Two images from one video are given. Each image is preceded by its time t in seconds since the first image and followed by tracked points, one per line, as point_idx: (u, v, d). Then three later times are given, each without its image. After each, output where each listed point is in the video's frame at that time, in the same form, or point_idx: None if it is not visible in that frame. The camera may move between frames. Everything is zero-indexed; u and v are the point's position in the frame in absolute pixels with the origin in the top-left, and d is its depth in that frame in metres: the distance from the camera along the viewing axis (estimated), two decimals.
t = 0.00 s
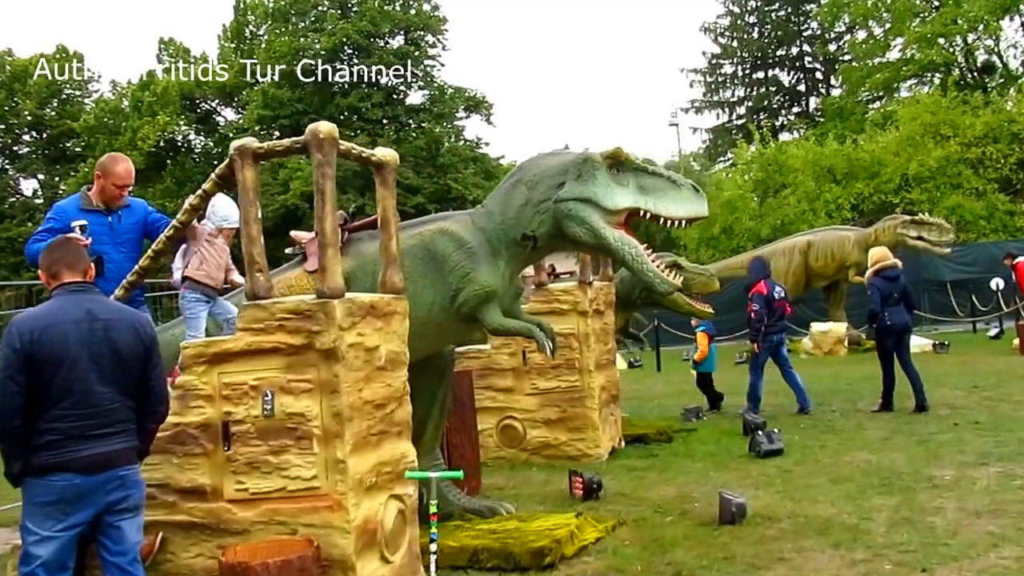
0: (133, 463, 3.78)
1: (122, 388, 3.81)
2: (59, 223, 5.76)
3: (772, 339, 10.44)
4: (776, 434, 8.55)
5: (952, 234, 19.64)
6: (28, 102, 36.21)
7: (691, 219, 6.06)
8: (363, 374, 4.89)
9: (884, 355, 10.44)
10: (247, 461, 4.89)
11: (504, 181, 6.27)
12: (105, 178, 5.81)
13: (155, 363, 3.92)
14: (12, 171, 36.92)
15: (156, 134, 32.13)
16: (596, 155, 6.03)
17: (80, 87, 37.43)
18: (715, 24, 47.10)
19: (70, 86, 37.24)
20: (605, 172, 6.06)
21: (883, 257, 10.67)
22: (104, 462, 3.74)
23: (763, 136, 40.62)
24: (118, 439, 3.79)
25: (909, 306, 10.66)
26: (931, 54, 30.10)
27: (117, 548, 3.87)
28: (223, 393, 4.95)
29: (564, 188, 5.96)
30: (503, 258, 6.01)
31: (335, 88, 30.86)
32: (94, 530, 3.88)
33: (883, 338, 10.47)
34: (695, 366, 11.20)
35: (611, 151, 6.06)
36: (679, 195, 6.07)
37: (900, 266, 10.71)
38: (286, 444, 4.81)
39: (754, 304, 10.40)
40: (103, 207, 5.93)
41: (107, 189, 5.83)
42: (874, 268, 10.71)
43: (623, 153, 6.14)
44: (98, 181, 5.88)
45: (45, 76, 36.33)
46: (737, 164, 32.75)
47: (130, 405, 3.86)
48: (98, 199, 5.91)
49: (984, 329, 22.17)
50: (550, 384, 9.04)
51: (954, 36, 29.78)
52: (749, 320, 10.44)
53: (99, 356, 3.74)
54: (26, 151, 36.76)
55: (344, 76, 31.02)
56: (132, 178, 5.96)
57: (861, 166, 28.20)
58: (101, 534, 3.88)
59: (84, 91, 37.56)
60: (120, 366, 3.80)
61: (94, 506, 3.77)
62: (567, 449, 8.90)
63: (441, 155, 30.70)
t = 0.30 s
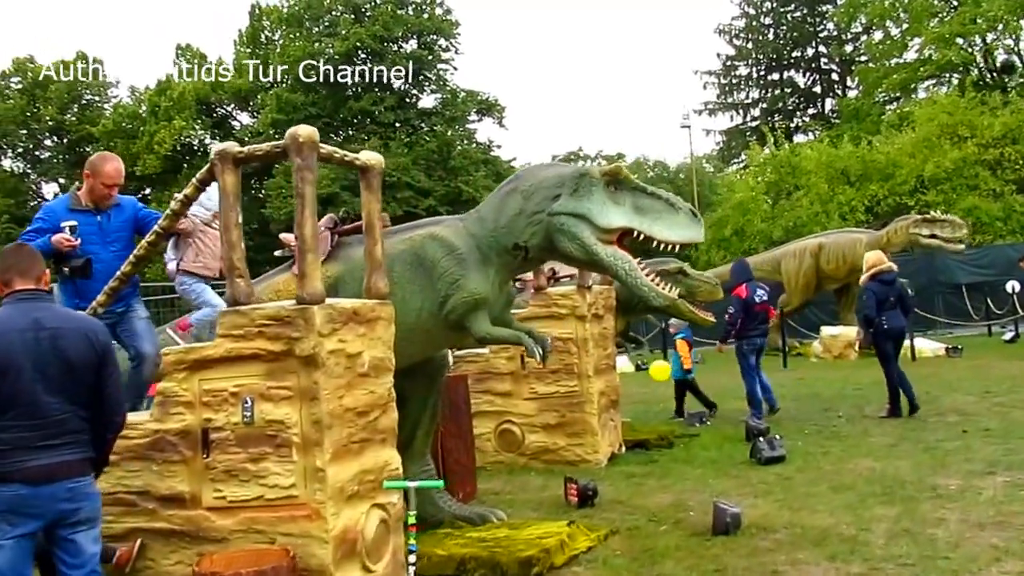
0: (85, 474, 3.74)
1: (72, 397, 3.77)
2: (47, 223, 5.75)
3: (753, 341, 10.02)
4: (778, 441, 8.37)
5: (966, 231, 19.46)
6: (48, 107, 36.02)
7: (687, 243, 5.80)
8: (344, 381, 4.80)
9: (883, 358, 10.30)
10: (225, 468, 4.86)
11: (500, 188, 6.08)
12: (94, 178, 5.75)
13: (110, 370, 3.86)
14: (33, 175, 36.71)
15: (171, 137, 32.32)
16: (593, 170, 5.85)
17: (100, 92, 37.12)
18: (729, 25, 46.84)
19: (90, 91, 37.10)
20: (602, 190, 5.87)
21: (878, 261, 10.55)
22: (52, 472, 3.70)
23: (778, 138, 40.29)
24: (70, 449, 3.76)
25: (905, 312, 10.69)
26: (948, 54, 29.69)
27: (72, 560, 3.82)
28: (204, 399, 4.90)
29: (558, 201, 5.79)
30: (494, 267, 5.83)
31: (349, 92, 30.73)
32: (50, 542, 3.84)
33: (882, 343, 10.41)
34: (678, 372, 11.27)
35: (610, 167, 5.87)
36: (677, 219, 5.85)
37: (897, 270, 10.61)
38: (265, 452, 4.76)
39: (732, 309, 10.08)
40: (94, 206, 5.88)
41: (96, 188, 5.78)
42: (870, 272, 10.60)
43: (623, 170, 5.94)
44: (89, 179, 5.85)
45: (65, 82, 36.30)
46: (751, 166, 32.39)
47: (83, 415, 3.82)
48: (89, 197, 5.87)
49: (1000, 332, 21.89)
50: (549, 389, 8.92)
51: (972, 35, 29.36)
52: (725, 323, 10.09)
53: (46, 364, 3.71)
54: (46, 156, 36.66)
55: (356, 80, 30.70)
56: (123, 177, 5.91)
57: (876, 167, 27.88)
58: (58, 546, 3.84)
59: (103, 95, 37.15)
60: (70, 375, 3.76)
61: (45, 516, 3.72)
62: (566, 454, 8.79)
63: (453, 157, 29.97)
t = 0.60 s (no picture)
0: (46, 485, 3.82)
1: (28, 409, 3.85)
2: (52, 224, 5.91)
3: (747, 351, 9.74)
4: (785, 450, 8.20)
5: (985, 229, 19.21)
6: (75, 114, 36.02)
7: (679, 270, 5.69)
8: (327, 389, 4.72)
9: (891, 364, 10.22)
10: (207, 476, 4.82)
11: (494, 196, 5.97)
12: (97, 178, 5.92)
13: (68, 382, 3.94)
14: (60, 181, 36.78)
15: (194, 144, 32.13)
16: (588, 187, 5.75)
17: (125, 98, 37.02)
18: (749, 29, 46.53)
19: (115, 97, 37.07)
20: (595, 208, 5.77)
21: (883, 267, 10.63)
22: (7, 485, 3.77)
23: (798, 143, 39.88)
24: (27, 461, 3.84)
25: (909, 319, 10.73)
26: (969, 56, 29.16)
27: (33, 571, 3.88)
28: (187, 406, 4.85)
29: (551, 216, 5.68)
30: (484, 277, 5.73)
31: (368, 97, 30.68)
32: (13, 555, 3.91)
33: (890, 349, 10.38)
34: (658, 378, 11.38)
35: (605, 185, 5.76)
36: (669, 244, 5.73)
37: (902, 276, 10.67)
38: (246, 460, 4.71)
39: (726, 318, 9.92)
40: (98, 206, 6.04)
41: (100, 188, 5.95)
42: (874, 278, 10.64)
43: (618, 190, 5.83)
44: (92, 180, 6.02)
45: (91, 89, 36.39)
46: (771, 170, 32.01)
47: (39, 425, 3.89)
48: (92, 198, 6.04)
49: None
50: (552, 396, 8.78)
51: (995, 37, 28.76)
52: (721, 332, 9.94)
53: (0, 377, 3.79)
54: (73, 162, 36.71)
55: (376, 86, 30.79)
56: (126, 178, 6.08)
57: (896, 171, 27.45)
58: (20, 560, 3.91)
59: (128, 101, 37.02)
60: (26, 386, 3.84)
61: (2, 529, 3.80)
62: (569, 461, 8.64)
63: (470, 162, 29.74)
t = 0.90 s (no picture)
0: (6, 495, 3.99)
1: None
2: (57, 212, 5.95)
3: (737, 359, 11.20)
4: (786, 461, 8.07)
5: (1002, 234, 18.97)
6: (99, 121, 35.95)
7: (663, 293, 5.54)
8: (307, 399, 4.67)
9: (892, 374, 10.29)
10: (187, 485, 4.77)
11: (486, 208, 5.91)
12: (101, 165, 5.94)
13: (24, 387, 4.07)
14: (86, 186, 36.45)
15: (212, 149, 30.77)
16: (577, 204, 5.64)
17: (147, 105, 37.07)
18: (767, 35, 46.21)
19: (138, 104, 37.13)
20: (584, 225, 5.65)
21: (887, 278, 10.57)
22: None
23: (817, 150, 39.45)
24: None
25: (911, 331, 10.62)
26: (991, 61, 28.68)
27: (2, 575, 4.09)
28: (167, 415, 4.81)
29: (537, 231, 5.60)
30: (472, 290, 5.66)
31: (385, 104, 30.73)
32: None
33: (893, 359, 10.38)
34: (641, 387, 11.40)
35: (595, 203, 5.65)
36: (656, 265, 5.59)
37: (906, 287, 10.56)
38: (225, 469, 4.66)
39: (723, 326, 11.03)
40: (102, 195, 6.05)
41: (105, 175, 5.97)
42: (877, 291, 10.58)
43: (608, 209, 5.70)
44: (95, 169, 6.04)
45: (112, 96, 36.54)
46: (788, 177, 31.60)
47: None
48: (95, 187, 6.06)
49: None
50: (552, 404, 8.66)
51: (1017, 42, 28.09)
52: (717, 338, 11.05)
53: None
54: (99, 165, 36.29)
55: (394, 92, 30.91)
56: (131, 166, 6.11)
57: (916, 178, 27.09)
58: None
59: (151, 108, 37.10)
60: None
61: None
62: (569, 471, 8.52)
63: (486, 168, 29.56)
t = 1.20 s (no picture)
0: None
1: None
2: (51, 205, 5.92)
3: (720, 370, 11.02)
4: (783, 474, 7.94)
5: (1014, 242, 18.74)
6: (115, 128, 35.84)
7: (648, 310, 5.33)
8: (284, 407, 4.61)
9: (882, 387, 10.51)
10: (163, 493, 4.71)
11: (477, 218, 5.86)
12: (99, 160, 5.96)
13: None
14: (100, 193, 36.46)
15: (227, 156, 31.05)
16: (564, 215, 5.54)
17: (163, 112, 36.92)
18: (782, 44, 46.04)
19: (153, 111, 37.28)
20: (570, 237, 5.55)
21: (885, 291, 10.72)
22: None
23: (830, 160, 39.16)
24: None
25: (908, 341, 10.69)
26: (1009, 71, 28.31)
27: None
28: (144, 422, 4.76)
29: (523, 242, 5.53)
30: (458, 301, 5.59)
31: (397, 112, 30.76)
32: None
33: (885, 371, 10.52)
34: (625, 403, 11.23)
35: (582, 215, 5.54)
36: (643, 280, 5.41)
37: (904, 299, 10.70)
38: (201, 477, 4.60)
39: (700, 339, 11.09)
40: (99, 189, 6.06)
41: (102, 169, 5.97)
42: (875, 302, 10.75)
43: (596, 222, 5.59)
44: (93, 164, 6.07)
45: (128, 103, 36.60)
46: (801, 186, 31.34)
47: None
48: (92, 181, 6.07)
49: None
50: (547, 414, 8.56)
51: None
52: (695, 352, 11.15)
53: None
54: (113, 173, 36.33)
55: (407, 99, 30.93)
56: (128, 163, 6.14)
57: (930, 189, 26.81)
58: None
59: (167, 115, 37.06)
60: None
61: None
62: (563, 482, 8.43)
63: (496, 176, 29.43)
